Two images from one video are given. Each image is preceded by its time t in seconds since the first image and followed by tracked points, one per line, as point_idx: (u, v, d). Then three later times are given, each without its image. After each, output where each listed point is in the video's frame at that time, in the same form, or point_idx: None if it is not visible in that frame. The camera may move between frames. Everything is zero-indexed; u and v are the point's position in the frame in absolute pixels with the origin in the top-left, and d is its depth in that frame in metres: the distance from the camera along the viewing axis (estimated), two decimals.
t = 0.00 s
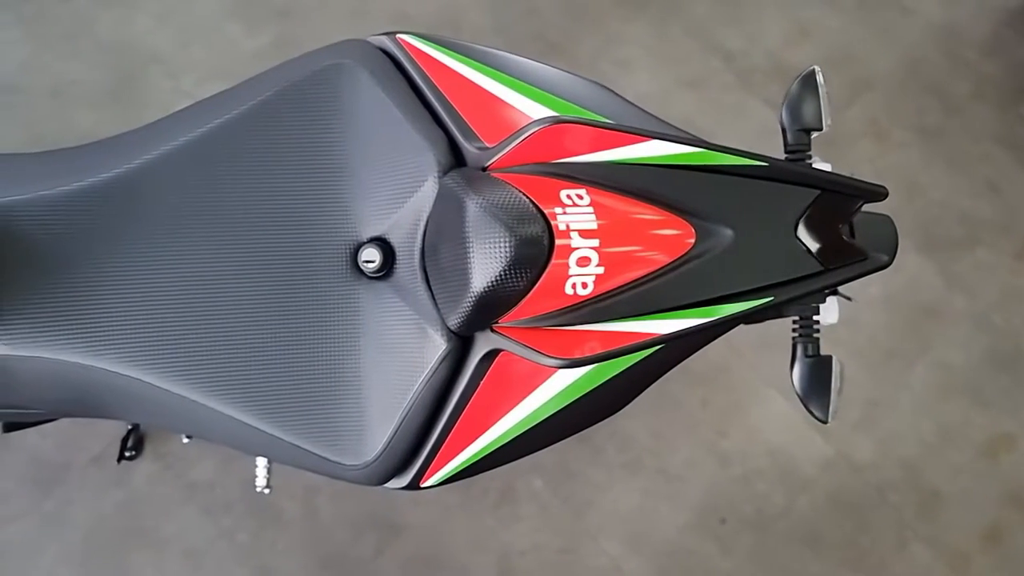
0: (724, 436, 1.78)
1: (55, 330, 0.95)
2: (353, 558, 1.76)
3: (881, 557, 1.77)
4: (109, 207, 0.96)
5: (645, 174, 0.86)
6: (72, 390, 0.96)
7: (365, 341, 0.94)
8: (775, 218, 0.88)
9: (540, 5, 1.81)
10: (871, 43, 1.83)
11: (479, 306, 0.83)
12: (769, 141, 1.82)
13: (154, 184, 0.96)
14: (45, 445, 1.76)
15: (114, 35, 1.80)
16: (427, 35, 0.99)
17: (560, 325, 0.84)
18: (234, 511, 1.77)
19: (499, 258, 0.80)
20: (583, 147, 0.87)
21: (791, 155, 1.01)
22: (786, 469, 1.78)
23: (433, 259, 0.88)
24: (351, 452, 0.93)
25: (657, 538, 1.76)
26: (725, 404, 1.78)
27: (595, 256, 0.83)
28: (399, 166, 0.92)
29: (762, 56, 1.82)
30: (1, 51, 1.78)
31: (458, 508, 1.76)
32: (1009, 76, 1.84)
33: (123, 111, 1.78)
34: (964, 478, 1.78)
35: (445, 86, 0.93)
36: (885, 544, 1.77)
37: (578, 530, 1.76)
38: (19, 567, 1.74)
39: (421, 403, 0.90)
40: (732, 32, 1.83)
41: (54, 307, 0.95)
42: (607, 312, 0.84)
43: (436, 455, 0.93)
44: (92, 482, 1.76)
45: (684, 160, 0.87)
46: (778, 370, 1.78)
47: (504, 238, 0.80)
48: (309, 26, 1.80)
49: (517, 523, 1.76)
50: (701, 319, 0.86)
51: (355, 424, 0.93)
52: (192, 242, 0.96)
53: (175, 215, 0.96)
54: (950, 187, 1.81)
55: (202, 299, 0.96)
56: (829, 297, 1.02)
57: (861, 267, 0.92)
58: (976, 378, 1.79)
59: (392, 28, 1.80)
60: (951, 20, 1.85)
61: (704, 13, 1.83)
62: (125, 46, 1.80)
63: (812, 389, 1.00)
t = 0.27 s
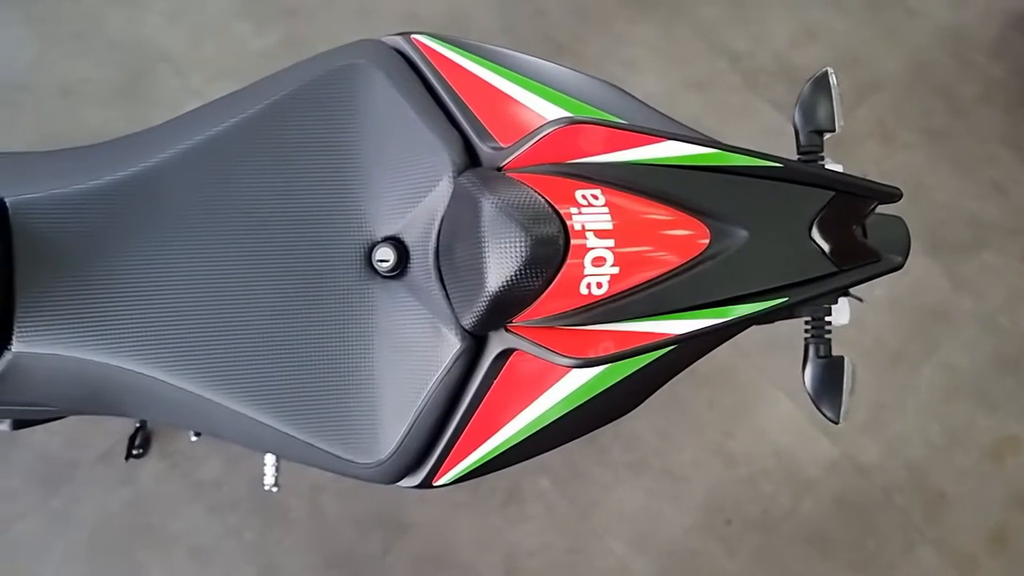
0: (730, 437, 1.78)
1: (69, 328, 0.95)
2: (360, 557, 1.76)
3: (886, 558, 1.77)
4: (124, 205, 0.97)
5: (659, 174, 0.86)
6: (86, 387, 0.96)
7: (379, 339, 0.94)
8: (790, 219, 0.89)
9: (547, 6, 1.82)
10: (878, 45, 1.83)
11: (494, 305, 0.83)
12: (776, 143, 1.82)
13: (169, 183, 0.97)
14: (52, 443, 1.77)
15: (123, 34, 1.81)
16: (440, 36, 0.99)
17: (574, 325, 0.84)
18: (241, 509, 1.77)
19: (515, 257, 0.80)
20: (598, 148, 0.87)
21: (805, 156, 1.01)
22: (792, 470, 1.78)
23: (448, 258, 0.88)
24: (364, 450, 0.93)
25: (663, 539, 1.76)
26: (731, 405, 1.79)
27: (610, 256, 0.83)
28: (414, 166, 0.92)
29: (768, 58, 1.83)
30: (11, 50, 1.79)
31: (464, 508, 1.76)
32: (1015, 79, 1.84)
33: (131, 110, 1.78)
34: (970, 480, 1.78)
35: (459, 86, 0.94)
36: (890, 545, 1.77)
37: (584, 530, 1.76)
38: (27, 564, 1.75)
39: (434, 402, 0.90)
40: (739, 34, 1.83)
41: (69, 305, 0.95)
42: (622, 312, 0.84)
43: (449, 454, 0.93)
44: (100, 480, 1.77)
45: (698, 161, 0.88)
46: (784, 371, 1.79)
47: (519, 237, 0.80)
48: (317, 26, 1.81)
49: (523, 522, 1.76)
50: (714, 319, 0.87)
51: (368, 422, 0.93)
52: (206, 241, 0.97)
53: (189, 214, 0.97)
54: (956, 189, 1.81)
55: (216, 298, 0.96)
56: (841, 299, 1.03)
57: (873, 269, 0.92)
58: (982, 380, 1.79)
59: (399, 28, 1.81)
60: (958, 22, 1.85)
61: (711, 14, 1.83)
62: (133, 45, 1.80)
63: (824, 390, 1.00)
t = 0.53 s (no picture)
0: (736, 437, 1.78)
1: (83, 326, 0.95)
2: (366, 556, 1.77)
3: (892, 560, 1.77)
4: (138, 204, 0.97)
5: (673, 175, 0.87)
6: (99, 385, 0.96)
7: (392, 339, 0.95)
8: (803, 220, 0.89)
9: (554, 7, 1.82)
10: (884, 46, 1.83)
11: (509, 305, 0.83)
12: (782, 144, 1.82)
13: (183, 182, 0.97)
14: (59, 441, 1.77)
15: (130, 33, 1.81)
16: (453, 36, 0.99)
17: (588, 324, 0.85)
18: (248, 508, 1.78)
19: (530, 257, 0.80)
20: (612, 148, 0.87)
21: (817, 157, 1.01)
22: (798, 471, 1.78)
23: (462, 258, 0.88)
24: (377, 449, 0.93)
25: (669, 539, 1.77)
26: (737, 406, 1.79)
27: (625, 256, 0.83)
28: (428, 166, 0.93)
29: (775, 59, 1.83)
30: (18, 49, 1.80)
31: (470, 507, 1.77)
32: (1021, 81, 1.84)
33: (139, 109, 1.79)
34: (975, 482, 1.78)
35: (473, 85, 0.94)
36: (896, 546, 1.77)
37: (590, 530, 1.76)
38: (34, 561, 1.75)
39: (448, 401, 0.90)
40: (746, 35, 1.83)
41: (83, 303, 0.95)
42: (636, 312, 0.84)
43: (462, 453, 0.93)
44: (107, 478, 1.77)
45: (712, 161, 0.88)
46: (790, 371, 1.79)
47: (535, 237, 0.80)
48: (324, 26, 1.81)
49: (529, 522, 1.76)
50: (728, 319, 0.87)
51: (381, 421, 0.94)
52: (220, 240, 0.97)
53: (203, 213, 0.97)
54: (963, 190, 1.81)
55: (229, 297, 0.96)
56: (852, 300, 1.03)
57: (887, 270, 0.92)
58: (987, 381, 1.79)
59: (406, 29, 1.81)
60: (964, 23, 1.85)
61: (717, 15, 1.83)
62: (141, 44, 1.81)
63: (835, 391, 1.00)
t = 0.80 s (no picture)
0: (741, 438, 1.78)
1: (98, 325, 0.96)
2: (372, 555, 1.77)
3: (897, 560, 1.77)
4: (152, 203, 0.97)
5: (687, 176, 0.87)
6: (114, 384, 0.97)
7: (405, 338, 0.95)
8: (817, 221, 0.89)
9: (561, 7, 1.82)
10: (890, 47, 1.83)
11: (523, 305, 0.84)
12: (788, 144, 1.82)
13: (197, 181, 0.98)
14: (67, 439, 1.78)
15: (137, 32, 1.81)
16: (466, 37, 1.00)
17: (602, 324, 0.85)
18: (254, 507, 1.78)
19: (545, 257, 0.81)
20: (626, 149, 0.88)
21: (829, 158, 1.02)
22: (803, 472, 1.79)
23: (476, 258, 0.89)
24: (390, 448, 0.94)
25: (674, 539, 1.77)
26: (743, 406, 1.79)
27: (639, 257, 0.84)
28: (442, 166, 0.93)
29: (781, 59, 1.83)
30: (25, 48, 1.80)
31: (475, 507, 1.77)
32: None
33: (146, 108, 1.79)
34: (980, 483, 1.78)
35: (487, 85, 0.94)
36: (901, 547, 1.77)
37: (595, 530, 1.76)
38: (42, 559, 1.76)
39: (461, 401, 0.90)
40: (752, 35, 1.84)
41: (98, 302, 0.96)
42: (650, 312, 0.85)
43: (474, 452, 0.94)
44: (114, 477, 1.78)
45: (726, 162, 0.88)
46: (796, 372, 1.79)
47: (550, 237, 0.81)
48: (331, 26, 1.82)
49: (535, 522, 1.77)
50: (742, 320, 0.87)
51: (395, 420, 0.94)
52: (233, 239, 0.97)
53: (217, 213, 0.98)
54: (968, 192, 1.81)
55: (243, 296, 0.97)
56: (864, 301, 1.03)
57: (900, 270, 0.93)
58: (992, 383, 1.79)
59: (413, 28, 1.82)
60: (970, 25, 1.85)
61: (723, 15, 1.84)
62: (148, 43, 1.81)
63: (847, 391, 1.00)
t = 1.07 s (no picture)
0: (747, 438, 1.79)
1: (112, 324, 0.96)
2: (379, 555, 1.77)
3: (903, 561, 1.77)
4: (165, 203, 0.98)
5: (701, 177, 0.87)
6: (128, 382, 0.98)
7: (417, 338, 0.95)
8: (831, 222, 0.90)
9: (568, 8, 1.83)
10: (896, 48, 1.83)
11: (537, 304, 0.84)
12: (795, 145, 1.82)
13: (210, 182, 0.98)
14: (75, 438, 1.78)
15: (145, 31, 1.82)
16: (478, 37, 1.00)
17: (616, 324, 0.85)
18: (262, 506, 1.79)
19: (559, 257, 0.81)
20: (640, 149, 0.88)
21: (841, 160, 1.02)
22: (810, 473, 1.79)
23: (490, 258, 0.89)
24: (402, 447, 0.94)
25: (681, 539, 1.77)
26: (749, 407, 1.79)
27: (653, 257, 0.84)
28: (455, 166, 0.93)
29: (788, 60, 1.83)
30: (33, 47, 1.81)
31: (482, 506, 1.78)
32: None
33: (153, 107, 1.80)
34: (986, 484, 1.78)
35: (500, 86, 0.95)
36: (907, 548, 1.77)
37: (601, 530, 1.77)
38: (50, 557, 1.76)
39: (474, 401, 0.91)
40: (758, 36, 1.84)
41: (112, 301, 0.97)
42: (664, 313, 0.85)
43: (487, 452, 0.94)
44: (121, 475, 1.78)
45: (740, 163, 0.88)
46: (801, 373, 1.79)
47: (564, 237, 0.81)
48: (339, 26, 1.82)
49: (541, 522, 1.77)
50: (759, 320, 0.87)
51: (407, 419, 0.95)
52: (246, 239, 0.98)
53: (231, 212, 0.98)
54: (974, 193, 1.81)
55: (256, 295, 0.97)
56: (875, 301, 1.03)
57: (914, 272, 0.93)
58: (998, 384, 1.79)
59: (420, 29, 1.82)
60: (976, 26, 1.85)
61: (730, 16, 1.84)
62: (156, 42, 1.82)
63: (858, 391, 1.01)
